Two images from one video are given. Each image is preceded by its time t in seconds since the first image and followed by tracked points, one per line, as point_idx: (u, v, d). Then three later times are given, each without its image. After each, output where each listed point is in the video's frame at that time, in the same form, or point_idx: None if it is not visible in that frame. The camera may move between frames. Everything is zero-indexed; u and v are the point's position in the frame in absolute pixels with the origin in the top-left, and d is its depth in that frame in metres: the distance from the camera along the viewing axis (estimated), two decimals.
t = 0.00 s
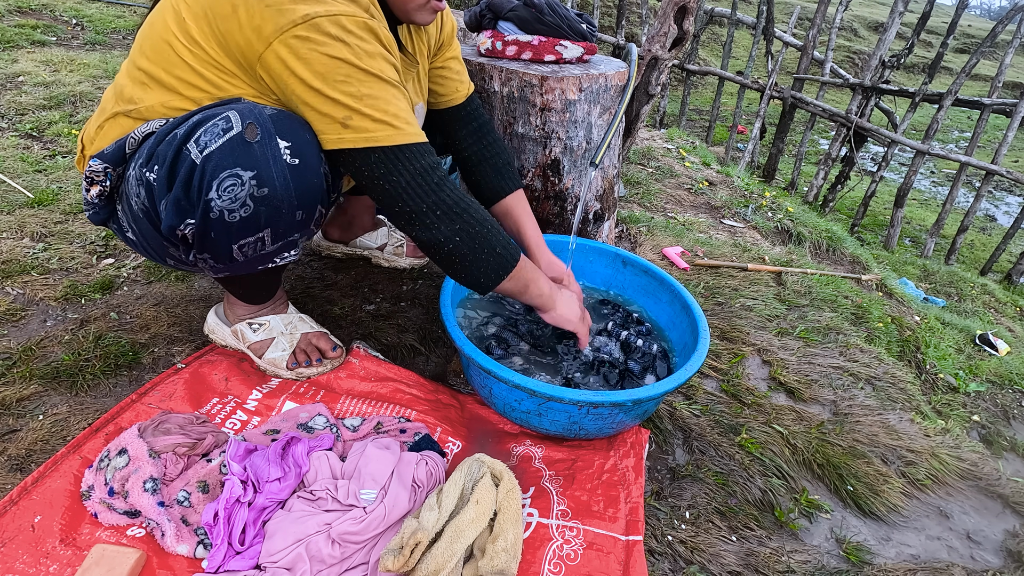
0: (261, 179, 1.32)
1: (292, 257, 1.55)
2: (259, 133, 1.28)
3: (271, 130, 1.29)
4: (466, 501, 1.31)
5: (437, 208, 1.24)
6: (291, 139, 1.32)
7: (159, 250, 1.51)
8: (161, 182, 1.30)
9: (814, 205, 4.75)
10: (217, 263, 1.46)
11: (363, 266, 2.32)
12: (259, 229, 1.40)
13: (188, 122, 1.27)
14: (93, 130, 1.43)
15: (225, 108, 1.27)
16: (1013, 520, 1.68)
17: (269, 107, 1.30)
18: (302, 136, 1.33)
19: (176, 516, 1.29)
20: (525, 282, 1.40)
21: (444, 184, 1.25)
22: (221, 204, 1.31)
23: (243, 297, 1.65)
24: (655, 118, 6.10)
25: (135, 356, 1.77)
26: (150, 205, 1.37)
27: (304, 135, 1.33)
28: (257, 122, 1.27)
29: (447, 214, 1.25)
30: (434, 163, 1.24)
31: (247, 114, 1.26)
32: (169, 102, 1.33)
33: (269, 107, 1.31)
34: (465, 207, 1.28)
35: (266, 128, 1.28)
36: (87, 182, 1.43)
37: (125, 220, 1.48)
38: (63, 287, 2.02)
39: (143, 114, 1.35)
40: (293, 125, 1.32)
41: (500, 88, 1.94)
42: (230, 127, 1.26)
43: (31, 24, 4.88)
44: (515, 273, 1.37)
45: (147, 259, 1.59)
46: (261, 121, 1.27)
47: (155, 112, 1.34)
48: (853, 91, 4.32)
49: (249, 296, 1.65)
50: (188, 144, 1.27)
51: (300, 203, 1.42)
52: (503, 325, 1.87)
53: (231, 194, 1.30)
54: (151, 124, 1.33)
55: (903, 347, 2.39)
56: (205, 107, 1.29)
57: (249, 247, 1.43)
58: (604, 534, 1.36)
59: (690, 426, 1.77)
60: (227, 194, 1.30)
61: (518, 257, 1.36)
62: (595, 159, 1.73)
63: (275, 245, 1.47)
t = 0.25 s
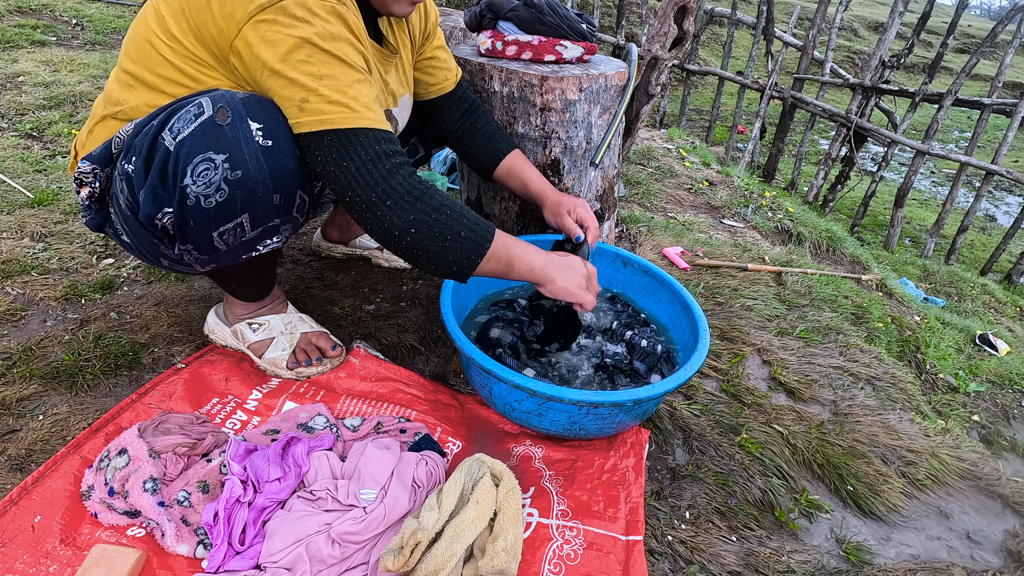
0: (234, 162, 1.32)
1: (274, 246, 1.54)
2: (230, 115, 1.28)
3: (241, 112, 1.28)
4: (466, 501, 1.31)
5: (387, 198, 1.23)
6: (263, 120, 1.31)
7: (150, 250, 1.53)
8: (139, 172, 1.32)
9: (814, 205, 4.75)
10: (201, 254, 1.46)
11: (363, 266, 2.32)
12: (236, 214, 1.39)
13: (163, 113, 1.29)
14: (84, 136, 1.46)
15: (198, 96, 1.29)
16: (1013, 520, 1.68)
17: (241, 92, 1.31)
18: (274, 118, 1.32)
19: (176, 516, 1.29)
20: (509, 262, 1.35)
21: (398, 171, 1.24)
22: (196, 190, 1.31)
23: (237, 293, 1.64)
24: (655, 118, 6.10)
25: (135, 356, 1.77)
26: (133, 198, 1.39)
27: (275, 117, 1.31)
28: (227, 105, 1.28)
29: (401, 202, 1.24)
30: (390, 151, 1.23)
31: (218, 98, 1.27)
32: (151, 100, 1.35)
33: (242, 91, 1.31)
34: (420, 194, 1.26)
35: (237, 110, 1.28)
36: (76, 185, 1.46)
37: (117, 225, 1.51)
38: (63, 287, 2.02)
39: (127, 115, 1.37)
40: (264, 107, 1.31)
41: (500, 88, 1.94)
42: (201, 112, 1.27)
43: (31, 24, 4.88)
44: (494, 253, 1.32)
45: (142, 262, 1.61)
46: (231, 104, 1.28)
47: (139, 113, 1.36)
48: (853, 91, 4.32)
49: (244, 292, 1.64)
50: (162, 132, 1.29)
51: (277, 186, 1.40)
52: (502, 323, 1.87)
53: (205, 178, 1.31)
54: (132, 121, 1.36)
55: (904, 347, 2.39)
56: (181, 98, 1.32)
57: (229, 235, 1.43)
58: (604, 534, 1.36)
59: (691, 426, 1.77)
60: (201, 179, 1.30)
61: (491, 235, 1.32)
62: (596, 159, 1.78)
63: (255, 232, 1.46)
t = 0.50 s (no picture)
0: (219, 152, 1.32)
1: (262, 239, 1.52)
2: (213, 105, 1.28)
3: (224, 102, 1.29)
4: (466, 501, 1.31)
5: (361, 191, 1.23)
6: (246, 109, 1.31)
7: (145, 250, 1.53)
8: (126, 167, 1.33)
9: (814, 205, 4.75)
10: (191, 249, 1.45)
11: (363, 266, 2.32)
12: (223, 205, 1.39)
13: (150, 107, 1.30)
14: (80, 139, 1.48)
15: (183, 89, 1.30)
16: (1013, 520, 1.68)
17: (225, 83, 1.31)
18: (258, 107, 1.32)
19: (176, 516, 1.29)
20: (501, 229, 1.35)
21: (370, 160, 1.23)
22: (181, 181, 1.31)
23: (232, 290, 1.63)
24: (655, 118, 6.10)
25: (135, 356, 1.77)
26: (123, 194, 1.40)
27: (258, 105, 1.31)
28: (210, 95, 1.28)
29: (375, 195, 1.24)
30: (365, 142, 1.22)
31: (200, 89, 1.28)
32: (141, 100, 1.37)
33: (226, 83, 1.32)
34: (394, 184, 1.26)
35: (220, 100, 1.28)
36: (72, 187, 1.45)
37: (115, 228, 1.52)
38: (63, 287, 2.02)
39: (119, 116, 1.39)
40: (248, 97, 1.31)
41: (500, 88, 1.94)
42: (185, 103, 1.28)
43: (31, 24, 4.88)
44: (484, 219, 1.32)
45: (140, 263, 1.62)
46: (214, 93, 1.28)
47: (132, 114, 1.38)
48: (853, 91, 4.32)
49: (239, 290, 1.63)
50: (148, 125, 1.30)
51: (263, 176, 1.39)
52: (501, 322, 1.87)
53: (190, 168, 1.31)
54: (122, 119, 1.38)
55: (904, 347, 2.39)
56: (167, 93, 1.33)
57: (217, 227, 1.42)
58: (604, 534, 1.36)
59: (691, 426, 1.77)
60: (186, 170, 1.31)
61: (476, 208, 1.32)
62: (596, 159, 1.76)
63: (243, 224, 1.45)
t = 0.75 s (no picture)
0: (209, 147, 1.32)
1: (259, 234, 1.51)
2: (202, 101, 1.29)
3: (213, 97, 1.29)
4: (466, 501, 1.31)
5: (375, 171, 1.26)
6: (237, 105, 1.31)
7: (144, 251, 1.53)
8: (118, 165, 1.34)
9: (814, 205, 4.75)
10: (186, 246, 1.45)
11: (363, 266, 2.32)
12: (216, 201, 1.38)
13: (141, 107, 1.31)
14: (79, 142, 1.49)
15: (174, 86, 1.31)
16: (1013, 520, 1.68)
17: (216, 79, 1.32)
18: (248, 102, 1.32)
19: (176, 516, 1.29)
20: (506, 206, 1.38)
21: (381, 142, 1.27)
22: (173, 177, 1.31)
23: (230, 289, 1.62)
24: (655, 118, 6.10)
25: (135, 356, 1.77)
26: (117, 193, 1.40)
27: (249, 100, 1.32)
28: (200, 91, 1.29)
29: (390, 173, 1.28)
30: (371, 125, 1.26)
31: (190, 86, 1.29)
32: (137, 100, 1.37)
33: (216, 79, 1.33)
34: (406, 161, 1.30)
35: (209, 96, 1.29)
36: (70, 189, 1.45)
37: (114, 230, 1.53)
38: (63, 287, 2.02)
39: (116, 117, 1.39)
40: (238, 92, 1.31)
41: (500, 88, 1.94)
42: (175, 100, 1.28)
43: (31, 24, 4.88)
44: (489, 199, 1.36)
45: (140, 264, 1.62)
46: (204, 89, 1.29)
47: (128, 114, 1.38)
48: (853, 91, 4.32)
49: (237, 288, 1.62)
50: (139, 124, 1.31)
51: (254, 171, 1.39)
52: (501, 321, 1.87)
53: (182, 165, 1.31)
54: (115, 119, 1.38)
55: (904, 347, 2.39)
56: (159, 91, 1.34)
57: (211, 223, 1.41)
58: (604, 534, 1.36)
59: (691, 426, 1.77)
60: (177, 166, 1.30)
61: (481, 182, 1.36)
62: (595, 159, 1.75)
63: (237, 220, 1.44)
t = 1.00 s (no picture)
0: (207, 146, 1.32)
1: (259, 232, 1.50)
2: (201, 101, 1.29)
3: (212, 97, 1.29)
4: (466, 501, 1.31)
5: (365, 171, 1.23)
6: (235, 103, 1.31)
7: (145, 251, 1.53)
8: (117, 165, 1.34)
9: (814, 205, 4.75)
10: (186, 246, 1.45)
11: (363, 266, 2.32)
12: (215, 200, 1.38)
13: (140, 107, 1.31)
14: (78, 143, 1.49)
15: (172, 85, 1.31)
16: (1013, 520, 1.68)
17: (214, 78, 1.32)
18: (246, 101, 1.32)
19: (176, 516, 1.29)
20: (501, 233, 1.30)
21: (375, 143, 1.24)
22: (172, 177, 1.31)
23: (229, 289, 1.62)
24: (655, 118, 6.10)
25: (135, 356, 1.77)
26: (117, 193, 1.40)
27: (247, 100, 1.32)
28: (198, 90, 1.28)
29: (378, 175, 1.24)
30: (367, 125, 1.24)
31: (188, 85, 1.29)
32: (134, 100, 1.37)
33: (214, 78, 1.33)
34: (397, 166, 1.25)
35: (208, 95, 1.29)
36: (69, 190, 1.45)
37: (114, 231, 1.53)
38: (63, 287, 2.02)
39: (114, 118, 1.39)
40: (236, 90, 1.31)
41: (500, 88, 1.94)
42: (174, 99, 1.28)
43: (31, 24, 4.88)
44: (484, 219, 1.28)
45: (140, 265, 1.62)
46: (202, 88, 1.28)
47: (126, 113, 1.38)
48: (853, 91, 4.32)
49: (236, 288, 1.62)
50: (138, 123, 1.31)
51: (253, 169, 1.39)
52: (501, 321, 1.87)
53: (181, 164, 1.31)
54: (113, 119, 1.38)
55: (904, 347, 2.39)
56: (157, 91, 1.34)
57: (210, 222, 1.41)
58: (604, 534, 1.36)
59: (691, 426, 1.77)
60: (176, 165, 1.31)
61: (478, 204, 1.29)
62: (596, 159, 1.75)
63: (236, 219, 1.44)
